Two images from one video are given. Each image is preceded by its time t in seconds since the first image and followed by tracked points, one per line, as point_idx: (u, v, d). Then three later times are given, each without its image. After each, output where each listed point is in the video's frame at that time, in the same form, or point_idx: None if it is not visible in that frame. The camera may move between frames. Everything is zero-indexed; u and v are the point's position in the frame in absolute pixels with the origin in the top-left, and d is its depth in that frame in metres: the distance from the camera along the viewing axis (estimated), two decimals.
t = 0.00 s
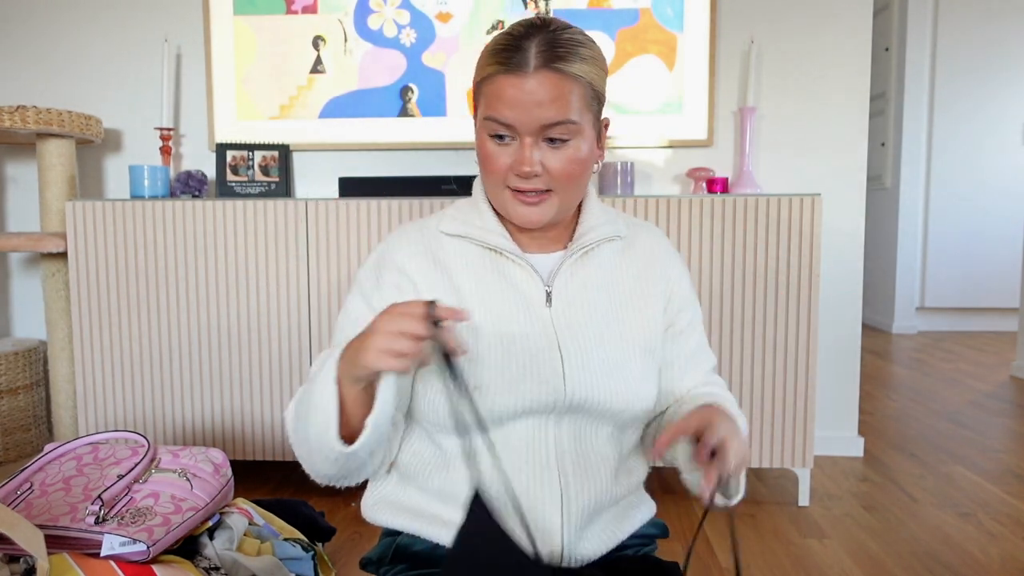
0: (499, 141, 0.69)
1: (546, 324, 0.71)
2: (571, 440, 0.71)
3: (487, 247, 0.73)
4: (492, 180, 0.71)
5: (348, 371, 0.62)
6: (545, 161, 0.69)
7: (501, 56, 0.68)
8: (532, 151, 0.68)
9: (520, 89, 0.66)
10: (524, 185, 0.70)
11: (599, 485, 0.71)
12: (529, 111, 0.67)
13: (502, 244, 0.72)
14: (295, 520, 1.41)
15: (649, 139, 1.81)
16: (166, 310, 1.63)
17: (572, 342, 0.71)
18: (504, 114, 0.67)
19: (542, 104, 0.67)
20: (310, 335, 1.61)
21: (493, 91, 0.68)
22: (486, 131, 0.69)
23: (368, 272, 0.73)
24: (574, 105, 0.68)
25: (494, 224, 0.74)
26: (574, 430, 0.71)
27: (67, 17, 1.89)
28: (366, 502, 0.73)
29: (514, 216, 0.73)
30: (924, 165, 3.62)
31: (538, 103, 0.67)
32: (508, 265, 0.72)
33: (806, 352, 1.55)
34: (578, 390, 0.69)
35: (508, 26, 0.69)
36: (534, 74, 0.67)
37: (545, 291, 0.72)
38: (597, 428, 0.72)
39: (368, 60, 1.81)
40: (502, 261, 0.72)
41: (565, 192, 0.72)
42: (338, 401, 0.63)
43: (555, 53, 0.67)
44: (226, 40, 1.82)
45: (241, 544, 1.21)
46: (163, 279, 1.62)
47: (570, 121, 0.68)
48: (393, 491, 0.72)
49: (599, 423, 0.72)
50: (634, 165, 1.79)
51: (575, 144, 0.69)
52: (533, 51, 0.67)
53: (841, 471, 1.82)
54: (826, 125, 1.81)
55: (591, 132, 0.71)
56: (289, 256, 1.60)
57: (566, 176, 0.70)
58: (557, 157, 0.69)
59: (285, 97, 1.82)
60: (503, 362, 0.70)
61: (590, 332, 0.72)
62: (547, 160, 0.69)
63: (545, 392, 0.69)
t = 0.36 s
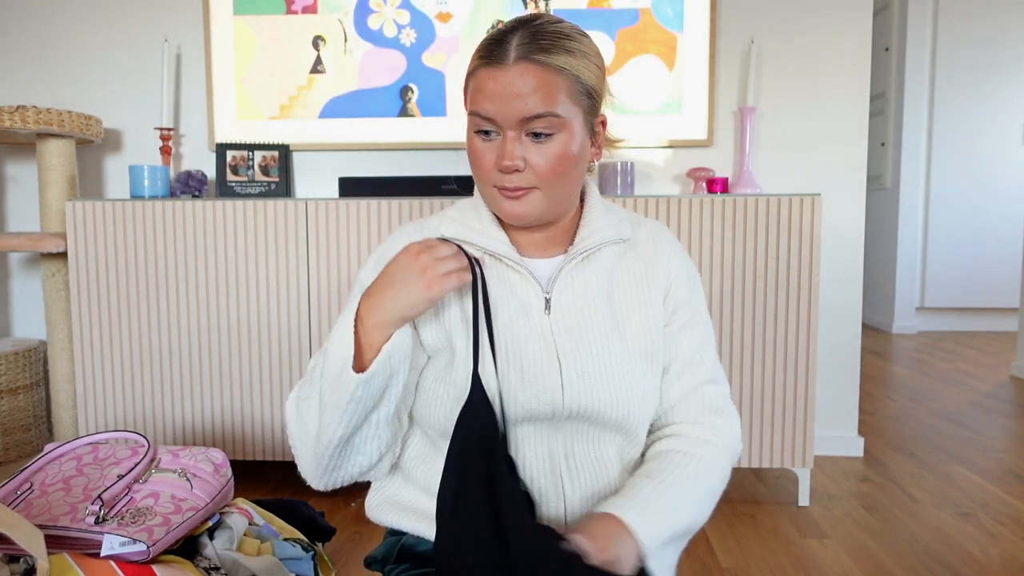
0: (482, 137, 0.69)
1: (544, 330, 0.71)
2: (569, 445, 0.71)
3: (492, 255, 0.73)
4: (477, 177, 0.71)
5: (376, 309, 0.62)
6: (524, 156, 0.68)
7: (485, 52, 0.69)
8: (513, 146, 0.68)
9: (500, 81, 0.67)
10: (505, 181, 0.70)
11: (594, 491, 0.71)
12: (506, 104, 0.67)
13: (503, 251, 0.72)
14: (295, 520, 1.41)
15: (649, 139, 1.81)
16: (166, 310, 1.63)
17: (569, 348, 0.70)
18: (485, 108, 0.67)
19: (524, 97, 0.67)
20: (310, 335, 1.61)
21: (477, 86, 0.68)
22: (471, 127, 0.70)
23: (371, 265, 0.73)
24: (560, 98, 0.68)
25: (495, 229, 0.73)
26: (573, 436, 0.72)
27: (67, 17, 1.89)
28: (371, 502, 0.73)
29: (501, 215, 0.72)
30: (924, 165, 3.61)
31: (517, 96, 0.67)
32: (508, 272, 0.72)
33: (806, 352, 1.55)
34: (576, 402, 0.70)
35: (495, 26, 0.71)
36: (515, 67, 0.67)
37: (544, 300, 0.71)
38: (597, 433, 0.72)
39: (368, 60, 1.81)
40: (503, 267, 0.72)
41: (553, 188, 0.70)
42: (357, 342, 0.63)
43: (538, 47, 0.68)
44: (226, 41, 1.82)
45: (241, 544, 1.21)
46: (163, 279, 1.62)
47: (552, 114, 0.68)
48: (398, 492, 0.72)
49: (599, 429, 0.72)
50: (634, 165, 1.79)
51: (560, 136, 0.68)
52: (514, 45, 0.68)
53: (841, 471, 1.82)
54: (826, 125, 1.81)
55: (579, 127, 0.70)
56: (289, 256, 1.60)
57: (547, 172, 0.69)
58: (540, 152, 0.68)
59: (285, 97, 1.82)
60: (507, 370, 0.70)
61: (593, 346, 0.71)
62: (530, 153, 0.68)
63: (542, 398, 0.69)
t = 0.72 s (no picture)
0: (483, 140, 0.69)
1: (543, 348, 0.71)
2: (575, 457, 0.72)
3: (487, 266, 0.73)
4: (478, 180, 0.71)
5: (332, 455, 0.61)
6: (528, 154, 0.68)
7: (482, 52, 0.70)
8: (515, 145, 0.68)
9: (499, 81, 0.67)
10: (508, 180, 0.70)
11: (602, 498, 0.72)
12: (508, 104, 0.67)
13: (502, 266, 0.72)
14: (295, 520, 1.41)
15: (649, 139, 1.81)
16: (166, 310, 1.63)
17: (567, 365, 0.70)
18: (485, 107, 0.68)
19: (523, 95, 0.67)
20: (310, 335, 1.61)
21: (475, 86, 0.69)
22: (471, 129, 0.70)
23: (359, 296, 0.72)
24: (559, 94, 0.68)
25: (490, 238, 0.73)
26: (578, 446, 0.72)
27: (67, 17, 1.89)
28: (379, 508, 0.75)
29: (503, 218, 0.72)
30: (924, 165, 3.62)
31: (517, 94, 0.67)
32: (508, 286, 0.72)
33: (806, 352, 1.55)
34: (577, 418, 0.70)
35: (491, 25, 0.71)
36: (512, 63, 0.68)
37: (543, 314, 0.72)
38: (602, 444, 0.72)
39: (369, 60, 1.81)
40: (501, 281, 0.72)
41: (556, 188, 0.70)
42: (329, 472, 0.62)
43: (534, 43, 0.68)
44: (226, 41, 1.82)
45: (241, 544, 1.21)
46: (163, 279, 1.62)
47: (555, 110, 0.68)
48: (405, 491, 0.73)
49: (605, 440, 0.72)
50: (634, 165, 1.79)
51: (561, 135, 0.69)
52: (510, 42, 0.68)
53: (841, 471, 1.83)
54: (825, 124, 1.81)
55: (579, 124, 0.70)
56: (289, 256, 1.60)
57: (552, 171, 0.69)
58: (542, 151, 0.68)
59: (285, 97, 1.83)
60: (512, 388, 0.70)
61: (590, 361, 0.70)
62: (532, 153, 0.68)
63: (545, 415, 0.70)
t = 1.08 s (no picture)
0: (480, 131, 0.69)
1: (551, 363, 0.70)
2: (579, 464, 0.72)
3: (492, 281, 0.70)
4: (476, 176, 0.70)
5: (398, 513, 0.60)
6: (528, 143, 0.67)
7: (472, 43, 0.70)
8: (515, 134, 0.67)
9: (493, 68, 0.67)
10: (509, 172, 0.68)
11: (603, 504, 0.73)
12: (504, 91, 0.67)
13: (502, 279, 0.70)
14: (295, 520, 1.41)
15: (648, 139, 1.81)
16: (166, 310, 1.63)
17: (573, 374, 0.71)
18: (481, 96, 0.67)
19: (518, 81, 0.67)
20: (310, 335, 1.61)
21: (468, 77, 0.68)
22: (466, 122, 0.69)
23: (357, 318, 0.68)
24: (556, 78, 0.68)
25: (490, 249, 0.71)
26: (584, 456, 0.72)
27: (67, 18, 1.90)
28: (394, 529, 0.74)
29: (504, 217, 0.70)
30: (924, 165, 3.62)
31: (512, 80, 0.67)
32: (510, 301, 0.71)
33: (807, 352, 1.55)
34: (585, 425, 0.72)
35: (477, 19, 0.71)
36: (504, 49, 0.68)
37: (551, 330, 0.70)
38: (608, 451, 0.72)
39: (368, 60, 1.81)
40: (503, 294, 0.71)
41: (559, 178, 0.69)
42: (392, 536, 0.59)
43: (526, 29, 0.69)
44: (226, 41, 1.82)
45: (241, 544, 1.22)
46: (163, 279, 1.62)
47: (552, 94, 0.68)
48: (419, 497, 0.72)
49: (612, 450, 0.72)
50: (634, 165, 1.79)
51: (561, 120, 0.69)
52: (502, 30, 0.69)
53: (841, 471, 1.83)
54: (825, 124, 1.81)
55: (576, 109, 0.70)
56: (289, 256, 1.60)
57: (554, 160, 0.68)
58: (542, 139, 0.68)
59: (285, 97, 1.83)
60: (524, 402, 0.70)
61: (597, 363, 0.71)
62: (532, 141, 0.68)
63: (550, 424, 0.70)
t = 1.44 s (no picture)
0: (497, 136, 0.68)
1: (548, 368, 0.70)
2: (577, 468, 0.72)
3: (492, 287, 0.71)
4: (494, 183, 0.69)
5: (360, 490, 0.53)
6: (549, 146, 0.67)
7: (483, 50, 0.70)
8: (537, 136, 0.67)
9: (510, 72, 0.68)
10: (529, 176, 0.67)
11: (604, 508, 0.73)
12: (524, 94, 0.67)
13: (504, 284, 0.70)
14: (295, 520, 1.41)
15: (648, 139, 1.81)
16: (166, 310, 1.63)
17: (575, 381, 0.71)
18: (500, 99, 0.67)
19: (537, 84, 0.67)
20: (310, 335, 1.61)
21: (484, 81, 0.68)
22: (483, 128, 0.69)
23: (338, 339, 0.66)
24: (571, 83, 0.69)
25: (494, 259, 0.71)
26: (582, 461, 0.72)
27: (67, 18, 1.90)
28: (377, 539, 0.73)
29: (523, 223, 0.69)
30: (924, 165, 3.62)
31: (531, 83, 0.67)
32: (510, 306, 0.71)
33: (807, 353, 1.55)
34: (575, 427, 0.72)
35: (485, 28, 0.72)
36: (521, 54, 0.68)
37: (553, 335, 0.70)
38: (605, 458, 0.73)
39: (368, 60, 1.81)
40: (503, 299, 0.71)
41: (578, 182, 0.69)
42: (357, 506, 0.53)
43: (539, 35, 0.70)
44: (226, 40, 1.82)
45: (241, 544, 1.22)
46: (163, 280, 1.62)
47: (569, 97, 0.68)
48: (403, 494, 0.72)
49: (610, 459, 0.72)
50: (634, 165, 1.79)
51: (577, 124, 0.69)
52: (516, 36, 0.70)
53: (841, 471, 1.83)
54: (824, 124, 1.81)
55: (589, 115, 0.71)
56: (289, 256, 1.60)
57: (573, 163, 0.68)
58: (561, 141, 0.68)
59: (285, 97, 1.83)
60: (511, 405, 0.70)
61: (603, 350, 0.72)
62: (553, 144, 0.68)
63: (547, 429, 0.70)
